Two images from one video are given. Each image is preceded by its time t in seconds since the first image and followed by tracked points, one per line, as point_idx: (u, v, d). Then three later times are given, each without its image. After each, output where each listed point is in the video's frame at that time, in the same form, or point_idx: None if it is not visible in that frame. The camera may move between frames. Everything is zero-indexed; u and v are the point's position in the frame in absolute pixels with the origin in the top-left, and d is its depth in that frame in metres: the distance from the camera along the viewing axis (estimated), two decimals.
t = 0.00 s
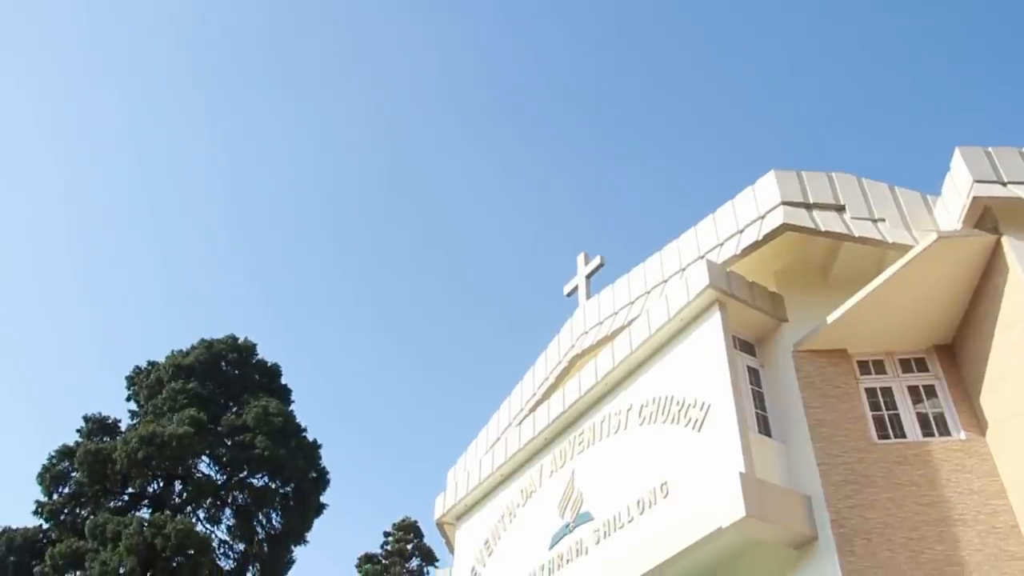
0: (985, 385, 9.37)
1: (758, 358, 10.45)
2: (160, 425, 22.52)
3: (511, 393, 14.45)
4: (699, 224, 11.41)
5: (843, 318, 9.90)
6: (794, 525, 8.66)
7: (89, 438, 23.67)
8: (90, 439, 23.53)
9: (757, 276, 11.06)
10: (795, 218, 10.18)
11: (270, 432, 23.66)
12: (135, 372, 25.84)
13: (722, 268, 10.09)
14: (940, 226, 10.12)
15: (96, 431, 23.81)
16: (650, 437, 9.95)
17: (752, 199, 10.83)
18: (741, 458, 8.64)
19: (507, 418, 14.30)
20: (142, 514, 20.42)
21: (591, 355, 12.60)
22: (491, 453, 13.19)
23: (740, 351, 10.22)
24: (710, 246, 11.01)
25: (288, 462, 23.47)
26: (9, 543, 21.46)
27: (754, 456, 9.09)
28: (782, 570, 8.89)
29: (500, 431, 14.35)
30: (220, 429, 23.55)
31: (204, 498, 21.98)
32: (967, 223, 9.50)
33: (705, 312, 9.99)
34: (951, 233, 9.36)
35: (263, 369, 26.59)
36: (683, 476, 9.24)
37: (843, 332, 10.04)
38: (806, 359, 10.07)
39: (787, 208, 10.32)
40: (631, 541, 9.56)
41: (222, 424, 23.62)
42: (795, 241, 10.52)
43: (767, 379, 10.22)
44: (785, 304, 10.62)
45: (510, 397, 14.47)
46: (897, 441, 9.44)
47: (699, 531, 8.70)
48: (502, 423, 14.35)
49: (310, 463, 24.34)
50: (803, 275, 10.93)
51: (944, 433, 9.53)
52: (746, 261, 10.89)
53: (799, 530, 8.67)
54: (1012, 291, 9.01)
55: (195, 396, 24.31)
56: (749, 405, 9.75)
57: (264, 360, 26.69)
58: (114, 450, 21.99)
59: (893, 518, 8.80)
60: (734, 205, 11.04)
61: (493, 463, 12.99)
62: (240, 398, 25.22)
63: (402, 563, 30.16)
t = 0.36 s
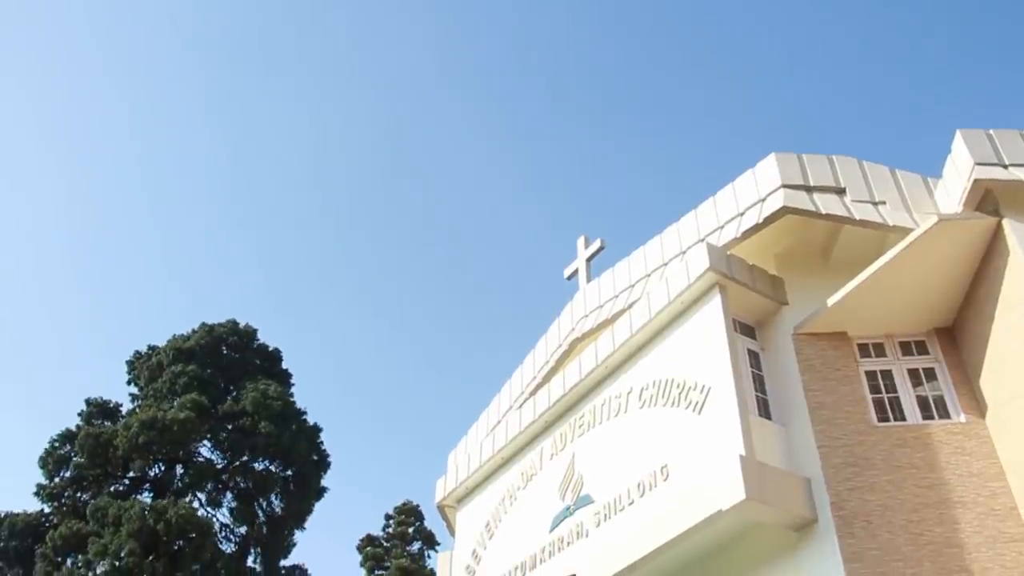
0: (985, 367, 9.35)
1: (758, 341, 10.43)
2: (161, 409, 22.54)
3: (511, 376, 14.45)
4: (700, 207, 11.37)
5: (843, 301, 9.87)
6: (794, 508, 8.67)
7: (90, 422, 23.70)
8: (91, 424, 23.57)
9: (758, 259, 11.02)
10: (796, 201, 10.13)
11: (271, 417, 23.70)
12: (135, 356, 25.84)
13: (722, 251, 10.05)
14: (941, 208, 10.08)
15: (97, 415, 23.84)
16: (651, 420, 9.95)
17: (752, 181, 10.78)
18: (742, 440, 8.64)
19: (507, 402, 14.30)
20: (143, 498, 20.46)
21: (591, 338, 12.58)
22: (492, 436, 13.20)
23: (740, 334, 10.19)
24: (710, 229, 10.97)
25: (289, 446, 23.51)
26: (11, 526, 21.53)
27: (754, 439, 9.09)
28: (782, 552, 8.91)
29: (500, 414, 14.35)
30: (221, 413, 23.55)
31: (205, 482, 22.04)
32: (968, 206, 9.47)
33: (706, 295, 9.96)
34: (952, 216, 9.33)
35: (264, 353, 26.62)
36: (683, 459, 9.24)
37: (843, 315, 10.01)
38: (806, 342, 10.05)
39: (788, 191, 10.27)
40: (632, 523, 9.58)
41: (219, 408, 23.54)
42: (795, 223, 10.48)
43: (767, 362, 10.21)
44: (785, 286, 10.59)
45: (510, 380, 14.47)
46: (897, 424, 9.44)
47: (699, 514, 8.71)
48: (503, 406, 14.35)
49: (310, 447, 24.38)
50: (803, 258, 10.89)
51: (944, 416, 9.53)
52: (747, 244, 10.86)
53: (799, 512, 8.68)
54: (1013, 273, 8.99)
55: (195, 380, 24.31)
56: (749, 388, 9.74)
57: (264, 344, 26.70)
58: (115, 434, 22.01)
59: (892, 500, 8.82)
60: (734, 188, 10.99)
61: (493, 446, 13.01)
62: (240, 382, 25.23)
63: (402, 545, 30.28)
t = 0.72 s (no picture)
0: (985, 350, 9.34)
1: (758, 325, 10.41)
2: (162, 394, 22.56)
3: (511, 360, 14.44)
4: (700, 190, 11.32)
5: (843, 284, 9.84)
6: (793, 490, 8.68)
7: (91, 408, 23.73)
8: (92, 409, 23.60)
9: (758, 242, 10.98)
10: (796, 184, 10.08)
11: (273, 402, 23.73)
12: (135, 342, 25.84)
13: (722, 234, 10.01)
14: (942, 191, 10.04)
15: (98, 400, 23.87)
16: (650, 403, 9.95)
17: (752, 164, 10.73)
18: (742, 423, 8.64)
19: (508, 385, 14.30)
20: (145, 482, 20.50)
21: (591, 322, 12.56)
22: (492, 419, 13.21)
23: (740, 318, 10.17)
24: (710, 212, 10.93)
25: (289, 430, 23.55)
26: (12, 510, 21.56)
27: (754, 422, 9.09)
28: (782, 535, 8.93)
29: (500, 397, 14.36)
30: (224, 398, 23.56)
31: (206, 466, 22.07)
32: (968, 188, 9.42)
33: (705, 278, 9.94)
34: (952, 199, 9.29)
35: (264, 338, 26.62)
36: (683, 443, 9.24)
37: (843, 298, 9.99)
38: (806, 325, 10.04)
39: (788, 174, 10.22)
40: (632, 506, 9.60)
41: (223, 393, 23.60)
42: (795, 206, 10.44)
43: (767, 345, 10.19)
44: (785, 269, 10.56)
45: (510, 364, 14.47)
46: (897, 406, 9.44)
47: (699, 497, 8.73)
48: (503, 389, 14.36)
49: (311, 431, 24.42)
50: (803, 241, 10.85)
51: (943, 398, 9.53)
52: (750, 227, 10.83)
53: (799, 495, 8.70)
54: (1013, 256, 8.96)
55: (196, 364, 24.31)
56: (749, 371, 9.73)
57: (264, 328, 26.68)
58: (117, 419, 22.03)
59: (892, 482, 8.83)
60: (734, 171, 10.94)
61: (494, 429, 13.02)
62: (241, 367, 25.25)
63: (404, 528, 30.40)
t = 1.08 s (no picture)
0: (985, 334, 9.32)
1: (759, 309, 10.39)
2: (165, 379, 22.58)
3: (511, 345, 14.44)
4: (701, 174, 11.27)
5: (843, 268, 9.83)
6: (793, 474, 8.69)
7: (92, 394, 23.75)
8: (94, 395, 23.61)
9: (758, 226, 10.94)
10: (796, 168, 10.04)
11: (276, 390, 23.76)
12: (136, 327, 25.82)
13: (722, 218, 9.98)
14: (943, 175, 10.01)
15: (99, 386, 23.88)
16: (651, 387, 9.95)
17: (753, 148, 10.68)
18: (742, 408, 8.64)
19: (508, 370, 14.29)
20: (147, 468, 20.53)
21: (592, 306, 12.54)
22: (493, 404, 13.21)
23: (740, 302, 10.15)
24: (710, 197, 10.89)
25: (290, 416, 23.58)
26: (15, 496, 21.61)
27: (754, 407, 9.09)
28: (782, 519, 8.95)
29: (501, 382, 14.36)
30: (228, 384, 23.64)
31: (208, 452, 22.10)
32: (969, 172, 9.39)
33: (705, 263, 9.91)
34: (953, 182, 9.25)
35: (265, 323, 26.61)
36: (683, 427, 9.25)
37: (843, 282, 9.97)
38: (806, 309, 10.02)
39: (789, 158, 10.17)
40: (632, 491, 9.62)
41: (227, 378, 23.69)
42: (796, 190, 10.39)
43: (767, 329, 10.18)
44: (785, 254, 10.52)
45: (510, 349, 14.46)
46: (897, 391, 9.44)
47: (699, 482, 8.73)
48: (504, 374, 14.36)
49: (312, 416, 24.45)
50: (804, 225, 10.81)
51: (943, 382, 9.53)
52: (749, 211, 10.78)
53: (799, 479, 8.70)
54: (1014, 240, 8.93)
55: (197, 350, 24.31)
56: (749, 355, 9.71)
57: (264, 314, 26.65)
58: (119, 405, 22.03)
59: (891, 466, 8.84)
60: (735, 155, 10.89)
61: (494, 414, 13.03)
62: (242, 352, 25.26)
63: (405, 513, 30.49)
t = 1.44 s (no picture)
0: (985, 318, 9.30)
1: (759, 293, 10.37)
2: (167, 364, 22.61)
3: (511, 329, 14.43)
4: (701, 157, 11.22)
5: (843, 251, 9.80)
6: (793, 458, 8.70)
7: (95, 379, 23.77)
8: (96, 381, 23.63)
9: (759, 210, 10.90)
10: (797, 151, 9.99)
11: (277, 375, 23.78)
12: (138, 313, 25.81)
13: (723, 202, 9.94)
14: (944, 158, 9.97)
15: (102, 371, 23.90)
16: (651, 371, 9.95)
17: (753, 131, 10.62)
18: (742, 391, 8.64)
19: (508, 354, 14.29)
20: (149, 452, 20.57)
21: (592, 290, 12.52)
22: (493, 388, 13.21)
23: (740, 286, 10.13)
24: (711, 181, 10.84)
25: (291, 400, 23.61)
26: (19, 482, 21.66)
27: (755, 391, 9.09)
28: (782, 502, 8.97)
29: (501, 366, 14.36)
30: (230, 369, 23.71)
31: (210, 437, 22.13)
32: (970, 156, 9.35)
33: (705, 247, 9.88)
34: (954, 165, 9.21)
35: (267, 309, 26.59)
36: (684, 411, 9.25)
37: (844, 266, 9.94)
38: (806, 293, 9.99)
39: (789, 141, 10.12)
40: (632, 474, 9.63)
41: (230, 364, 23.78)
42: (796, 174, 10.34)
43: (767, 313, 10.16)
44: (785, 237, 10.49)
45: (510, 333, 14.45)
46: (897, 374, 9.44)
47: (699, 465, 8.74)
48: (504, 358, 14.35)
49: (313, 401, 24.47)
50: (804, 208, 10.76)
51: (943, 365, 9.53)
52: (751, 195, 10.73)
53: (799, 463, 8.71)
54: (1014, 223, 8.89)
55: (199, 336, 24.31)
56: (749, 339, 9.70)
57: (265, 299, 26.62)
58: (121, 390, 22.04)
59: (891, 450, 8.84)
60: (735, 138, 10.84)
61: (495, 398, 13.03)
62: (244, 338, 25.25)
63: (406, 497, 30.59)
